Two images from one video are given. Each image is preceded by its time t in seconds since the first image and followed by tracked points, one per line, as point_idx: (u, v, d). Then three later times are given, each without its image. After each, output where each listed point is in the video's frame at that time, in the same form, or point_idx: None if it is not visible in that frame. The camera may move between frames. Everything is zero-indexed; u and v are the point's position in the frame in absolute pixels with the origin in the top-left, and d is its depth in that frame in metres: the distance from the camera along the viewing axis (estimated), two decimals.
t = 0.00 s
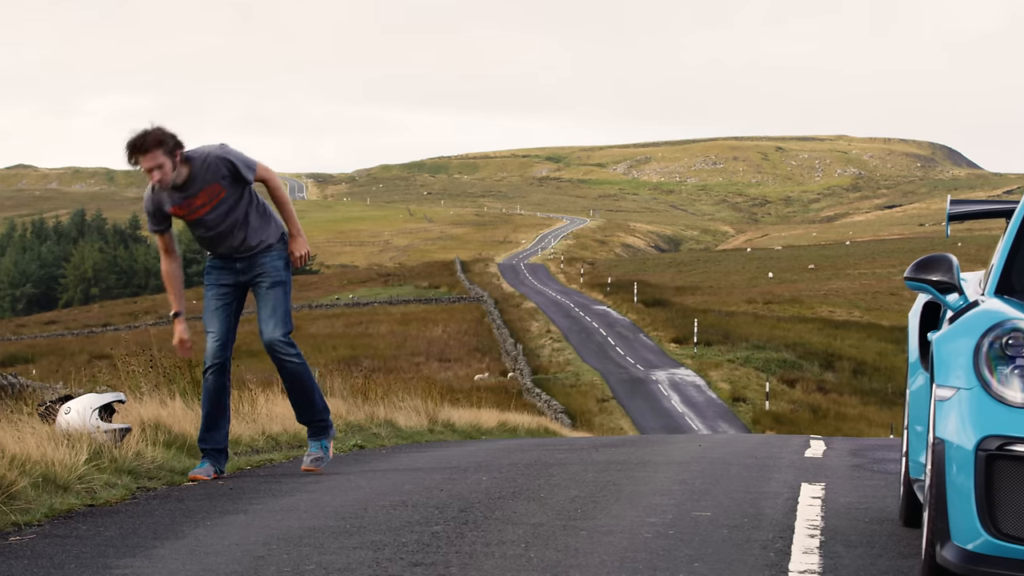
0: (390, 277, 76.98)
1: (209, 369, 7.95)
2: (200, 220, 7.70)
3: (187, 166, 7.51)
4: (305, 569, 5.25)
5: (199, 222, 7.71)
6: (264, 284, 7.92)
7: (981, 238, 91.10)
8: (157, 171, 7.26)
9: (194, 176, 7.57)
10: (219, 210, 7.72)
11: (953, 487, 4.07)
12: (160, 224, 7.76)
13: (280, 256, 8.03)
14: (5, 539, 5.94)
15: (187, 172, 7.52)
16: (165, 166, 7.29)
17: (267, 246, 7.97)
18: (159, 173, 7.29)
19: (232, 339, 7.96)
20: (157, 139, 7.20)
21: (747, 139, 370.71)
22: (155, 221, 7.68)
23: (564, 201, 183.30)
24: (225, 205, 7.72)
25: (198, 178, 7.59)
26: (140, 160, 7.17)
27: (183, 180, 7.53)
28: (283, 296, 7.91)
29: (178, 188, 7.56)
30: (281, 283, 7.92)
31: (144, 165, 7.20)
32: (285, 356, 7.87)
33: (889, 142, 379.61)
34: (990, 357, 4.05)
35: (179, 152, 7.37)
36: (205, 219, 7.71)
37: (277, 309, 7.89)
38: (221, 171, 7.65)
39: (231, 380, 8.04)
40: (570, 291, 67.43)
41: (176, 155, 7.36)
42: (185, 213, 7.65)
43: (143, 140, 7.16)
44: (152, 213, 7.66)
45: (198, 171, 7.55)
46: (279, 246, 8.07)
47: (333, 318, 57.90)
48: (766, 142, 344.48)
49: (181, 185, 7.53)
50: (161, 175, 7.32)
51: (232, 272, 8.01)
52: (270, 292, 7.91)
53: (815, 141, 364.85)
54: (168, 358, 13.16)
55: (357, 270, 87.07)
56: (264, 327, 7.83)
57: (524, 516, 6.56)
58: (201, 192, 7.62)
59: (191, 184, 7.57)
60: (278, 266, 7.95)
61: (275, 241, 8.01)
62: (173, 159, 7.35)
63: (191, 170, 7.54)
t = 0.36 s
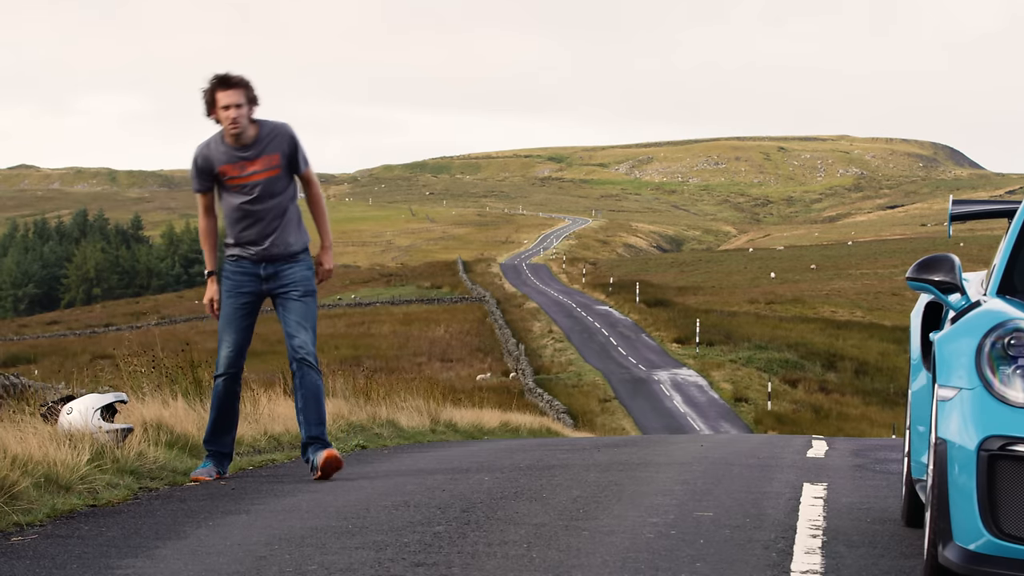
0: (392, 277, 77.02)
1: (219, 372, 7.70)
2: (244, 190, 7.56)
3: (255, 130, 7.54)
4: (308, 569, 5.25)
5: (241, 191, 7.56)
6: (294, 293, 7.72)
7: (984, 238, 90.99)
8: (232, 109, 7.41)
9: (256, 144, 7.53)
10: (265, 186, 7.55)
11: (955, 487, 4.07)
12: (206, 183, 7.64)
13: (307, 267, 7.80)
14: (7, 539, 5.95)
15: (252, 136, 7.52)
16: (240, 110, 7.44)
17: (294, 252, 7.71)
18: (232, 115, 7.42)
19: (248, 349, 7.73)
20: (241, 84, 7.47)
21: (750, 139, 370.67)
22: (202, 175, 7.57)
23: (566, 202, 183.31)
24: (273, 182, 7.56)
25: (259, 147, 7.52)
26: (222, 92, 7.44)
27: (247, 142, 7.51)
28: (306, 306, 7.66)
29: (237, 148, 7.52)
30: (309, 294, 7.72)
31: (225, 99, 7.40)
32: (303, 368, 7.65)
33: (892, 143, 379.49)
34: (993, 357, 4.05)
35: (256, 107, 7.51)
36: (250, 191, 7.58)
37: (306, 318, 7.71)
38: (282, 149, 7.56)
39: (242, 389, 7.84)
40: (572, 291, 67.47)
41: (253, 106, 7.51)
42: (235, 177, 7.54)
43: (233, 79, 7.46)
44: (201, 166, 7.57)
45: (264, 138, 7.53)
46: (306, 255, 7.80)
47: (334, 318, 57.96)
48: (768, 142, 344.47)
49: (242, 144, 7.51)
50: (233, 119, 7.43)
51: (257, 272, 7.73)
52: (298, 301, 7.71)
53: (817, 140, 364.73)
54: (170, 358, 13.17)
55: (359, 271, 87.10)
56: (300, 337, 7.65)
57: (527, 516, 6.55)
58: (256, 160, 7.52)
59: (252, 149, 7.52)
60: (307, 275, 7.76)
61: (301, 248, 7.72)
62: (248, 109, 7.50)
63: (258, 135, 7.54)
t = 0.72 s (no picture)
0: (388, 279, 77.00)
1: (267, 360, 7.31)
2: (301, 165, 7.34)
3: (327, 108, 7.41)
4: (303, 571, 5.25)
5: (303, 166, 7.34)
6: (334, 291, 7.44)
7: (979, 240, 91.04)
8: (312, 81, 7.25)
9: (326, 120, 7.38)
10: (329, 166, 7.36)
11: (950, 487, 4.07)
12: (264, 152, 7.35)
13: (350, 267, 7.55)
14: (2, 542, 5.93)
15: (322, 112, 7.37)
16: (320, 80, 7.28)
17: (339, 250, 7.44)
18: (311, 85, 7.26)
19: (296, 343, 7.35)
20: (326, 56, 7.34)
21: (746, 141, 371.13)
22: (263, 144, 7.30)
23: (562, 204, 183.41)
24: (334, 162, 7.37)
25: (327, 125, 7.37)
26: (303, 60, 7.27)
27: (316, 115, 7.35)
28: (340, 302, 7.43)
29: (306, 119, 7.35)
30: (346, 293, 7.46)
31: (306, 66, 7.24)
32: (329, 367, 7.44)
33: (887, 145, 380.03)
34: (988, 359, 4.05)
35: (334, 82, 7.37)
36: (310, 169, 7.35)
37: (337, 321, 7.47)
38: (350, 132, 7.43)
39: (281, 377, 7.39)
40: (567, 293, 67.54)
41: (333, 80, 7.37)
42: (297, 150, 7.32)
43: (315, 48, 7.30)
44: (264, 134, 7.30)
45: (334, 116, 7.40)
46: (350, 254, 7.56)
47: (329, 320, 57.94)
48: (764, 145, 344.85)
49: (312, 117, 7.35)
50: (310, 89, 7.26)
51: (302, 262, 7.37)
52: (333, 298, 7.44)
53: (812, 143, 365.17)
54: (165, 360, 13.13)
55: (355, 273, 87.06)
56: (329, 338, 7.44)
57: (522, 517, 6.56)
58: (322, 137, 7.35)
59: (321, 125, 7.37)
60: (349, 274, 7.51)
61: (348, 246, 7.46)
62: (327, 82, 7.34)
63: (329, 113, 7.40)
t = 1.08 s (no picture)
0: (376, 288, 76.90)
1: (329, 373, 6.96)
2: (332, 174, 7.05)
3: (356, 117, 7.14)
4: None
5: (334, 175, 7.05)
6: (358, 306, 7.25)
7: (967, 249, 91.37)
8: (352, 89, 6.94)
9: (357, 130, 7.12)
10: (358, 175, 7.11)
11: (937, 496, 4.06)
12: (292, 157, 6.99)
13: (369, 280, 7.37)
14: None
15: (352, 121, 7.11)
16: (359, 89, 6.98)
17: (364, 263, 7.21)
18: (349, 93, 6.95)
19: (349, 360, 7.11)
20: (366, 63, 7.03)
21: (734, 151, 371.94)
22: (296, 149, 6.96)
23: (550, 213, 183.51)
24: (364, 175, 7.14)
25: (358, 134, 7.12)
26: (343, 66, 6.93)
27: (347, 124, 7.09)
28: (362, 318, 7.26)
29: (339, 128, 7.07)
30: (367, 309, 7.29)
31: (348, 73, 6.92)
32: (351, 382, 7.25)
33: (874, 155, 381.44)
34: (975, 369, 4.05)
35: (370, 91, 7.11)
36: (342, 179, 7.08)
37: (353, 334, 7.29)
38: (378, 146, 7.21)
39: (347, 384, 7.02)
40: (555, 302, 67.55)
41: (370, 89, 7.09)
42: (329, 158, 7.02)
43: (356, 55, 6.97)
44: (294, 138, 6.97)
45: (364, 128, 7.16)
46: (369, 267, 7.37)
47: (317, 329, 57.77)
48: (751, 154, 345.77)
49: (343, 126, 7.09)
50: (348, 97, 6.96)
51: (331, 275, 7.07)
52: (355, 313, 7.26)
53: (800, 152, 366.36)
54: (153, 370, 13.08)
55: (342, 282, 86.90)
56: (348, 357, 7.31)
57: (510, 527, 6.53)
58: (354, 146, 7.09)
59: (353, 133, 7.11)
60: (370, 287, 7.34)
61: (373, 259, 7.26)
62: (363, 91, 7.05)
63: (359, 124, 7.15)
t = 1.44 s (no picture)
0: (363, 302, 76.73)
1: (359, 387, 7.06)
2: (359, 178, 7.12)
3: (382, 120, 7.20)
4: None
5: (361, 178, 7.12)
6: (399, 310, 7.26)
7: (953, 264, 91.64)
8: (376, 92, 7.00)
9: (382, 132, 7.19)
10: (386, 179, 7.19)
11: (924, 511, 4.05)
12: (319, 163, 7.07)
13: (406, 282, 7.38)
14: None
15: (378, 125, 7.18)
16: (383, 92, 7.04)
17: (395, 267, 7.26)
18: (373, 97, 7.01)
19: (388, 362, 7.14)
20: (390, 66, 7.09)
21: (721, 165, 373.19)
22: (323, 155, 7.04)
23: (538, 227, 183.69)
24: (390, 177, 7.20)
25: (384, 136, 7.18)
26: (367, 69, 6.99)
27: (372, 127, 7.15)
28: (407, 323, 7.28)
29: (364, 132, 7.14)
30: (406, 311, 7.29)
31: (371, 76, 6.98)
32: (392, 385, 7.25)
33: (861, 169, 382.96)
34: (962, 382, 4.04)
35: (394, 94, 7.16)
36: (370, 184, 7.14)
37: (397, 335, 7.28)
38: (403, 148, 7.27)
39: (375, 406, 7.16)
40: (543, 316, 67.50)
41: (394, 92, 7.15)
42: (356, 161, 7.09)
43: (380, 57, 7.04)
44: (321, 144, 7.05)
45: (390, 130, 7.22)
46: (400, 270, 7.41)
47: (303, 344, 57.61)
48: (738, 168, 346.91)
49: (369, 129, 7.15)
50: (372, 100, 7.02)
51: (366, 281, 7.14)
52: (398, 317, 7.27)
53: (786, 167, 367.62)
54: (140, 385, 13.01)
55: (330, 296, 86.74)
56: (398, 358, 7.35)
57: (497, 542, 6.49)
58: (379, 149, 7.16)
59: (378, 136, 7.18)
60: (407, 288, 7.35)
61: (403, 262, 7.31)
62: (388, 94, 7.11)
63: (384, 126, 7.21)
